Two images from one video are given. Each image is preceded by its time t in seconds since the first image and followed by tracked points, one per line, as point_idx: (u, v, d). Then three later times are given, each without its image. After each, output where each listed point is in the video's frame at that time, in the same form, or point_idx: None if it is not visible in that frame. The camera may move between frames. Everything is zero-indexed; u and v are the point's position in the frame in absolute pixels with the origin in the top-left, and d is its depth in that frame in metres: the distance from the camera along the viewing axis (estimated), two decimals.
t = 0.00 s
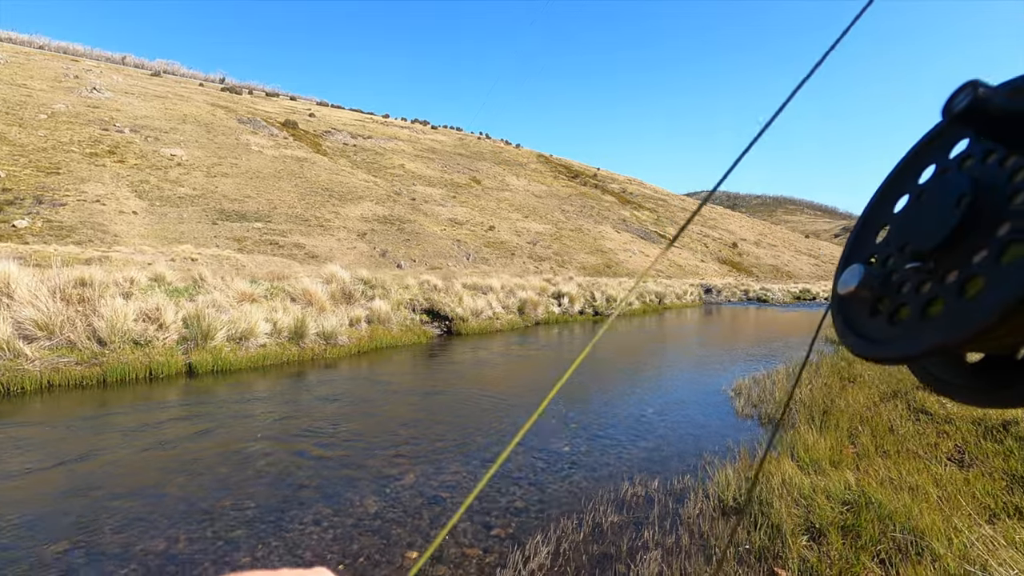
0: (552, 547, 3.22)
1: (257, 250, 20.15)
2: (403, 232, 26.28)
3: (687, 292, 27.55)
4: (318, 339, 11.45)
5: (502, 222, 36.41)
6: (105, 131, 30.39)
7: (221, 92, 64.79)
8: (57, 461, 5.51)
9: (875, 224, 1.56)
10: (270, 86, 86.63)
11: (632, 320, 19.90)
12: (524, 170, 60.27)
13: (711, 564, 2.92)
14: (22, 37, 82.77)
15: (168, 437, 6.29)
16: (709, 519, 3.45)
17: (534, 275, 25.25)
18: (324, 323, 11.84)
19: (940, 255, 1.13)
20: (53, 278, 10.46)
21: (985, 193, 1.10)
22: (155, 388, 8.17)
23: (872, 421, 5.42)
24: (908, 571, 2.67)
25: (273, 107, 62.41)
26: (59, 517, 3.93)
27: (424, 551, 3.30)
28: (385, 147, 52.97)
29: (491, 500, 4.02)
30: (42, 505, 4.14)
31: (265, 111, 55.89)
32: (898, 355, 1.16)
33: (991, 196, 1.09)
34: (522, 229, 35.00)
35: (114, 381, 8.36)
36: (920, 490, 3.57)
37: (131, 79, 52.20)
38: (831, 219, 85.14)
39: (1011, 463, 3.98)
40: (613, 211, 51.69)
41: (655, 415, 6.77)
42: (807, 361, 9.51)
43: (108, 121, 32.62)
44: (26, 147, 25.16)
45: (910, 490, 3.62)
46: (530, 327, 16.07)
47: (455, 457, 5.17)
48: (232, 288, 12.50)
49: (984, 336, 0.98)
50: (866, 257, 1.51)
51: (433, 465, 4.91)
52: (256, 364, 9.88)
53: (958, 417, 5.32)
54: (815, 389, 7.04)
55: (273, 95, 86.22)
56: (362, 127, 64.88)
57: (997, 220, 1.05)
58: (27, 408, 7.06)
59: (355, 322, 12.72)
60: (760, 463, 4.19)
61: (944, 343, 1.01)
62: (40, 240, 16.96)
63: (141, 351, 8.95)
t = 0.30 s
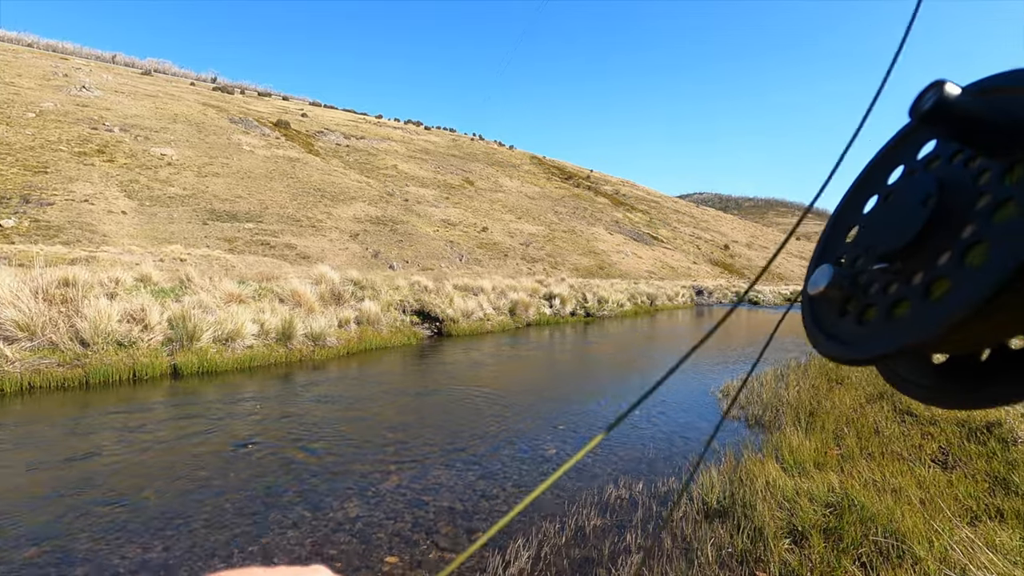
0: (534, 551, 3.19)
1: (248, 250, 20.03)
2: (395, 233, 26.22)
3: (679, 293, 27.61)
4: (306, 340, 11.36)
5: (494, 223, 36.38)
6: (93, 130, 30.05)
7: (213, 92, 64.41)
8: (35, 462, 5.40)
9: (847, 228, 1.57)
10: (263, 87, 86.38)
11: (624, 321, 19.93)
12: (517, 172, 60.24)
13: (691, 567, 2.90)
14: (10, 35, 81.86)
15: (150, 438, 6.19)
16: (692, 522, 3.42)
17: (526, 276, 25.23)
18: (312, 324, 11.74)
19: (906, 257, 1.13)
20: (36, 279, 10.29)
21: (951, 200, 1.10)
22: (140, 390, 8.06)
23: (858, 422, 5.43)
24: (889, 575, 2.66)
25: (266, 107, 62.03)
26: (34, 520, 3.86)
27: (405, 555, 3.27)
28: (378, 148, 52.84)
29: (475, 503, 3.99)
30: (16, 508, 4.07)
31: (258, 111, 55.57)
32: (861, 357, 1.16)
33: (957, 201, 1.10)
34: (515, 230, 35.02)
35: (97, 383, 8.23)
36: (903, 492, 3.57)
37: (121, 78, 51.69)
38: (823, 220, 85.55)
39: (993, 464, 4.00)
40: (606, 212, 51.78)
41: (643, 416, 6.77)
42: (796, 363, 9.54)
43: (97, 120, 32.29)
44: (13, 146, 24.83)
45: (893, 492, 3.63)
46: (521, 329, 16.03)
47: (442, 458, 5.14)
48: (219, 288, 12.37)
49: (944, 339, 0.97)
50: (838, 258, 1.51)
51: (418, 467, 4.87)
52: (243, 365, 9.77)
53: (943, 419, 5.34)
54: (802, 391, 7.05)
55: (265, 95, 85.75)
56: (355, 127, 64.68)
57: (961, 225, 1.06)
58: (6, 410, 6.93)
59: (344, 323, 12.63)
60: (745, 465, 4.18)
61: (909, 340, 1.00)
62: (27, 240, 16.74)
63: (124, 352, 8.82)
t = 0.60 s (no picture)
0: (520, 552, 3.15)
1: (238, 249, 19.85)
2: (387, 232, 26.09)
3: (670, 293, 27.68)
4: (295, 339, 11.25)
5: (487, 223, 36.33)
6: (80, 127, 29.67)
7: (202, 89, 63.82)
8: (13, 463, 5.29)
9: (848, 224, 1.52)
10: (254, 86, 85.78)
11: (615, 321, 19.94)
12: (509, 171, 60.20)
13: (679, 568, 2.88)
14: None
15: (132, 438, 6.09)
16: (680, 523, 3.40)
17: (518, 275, 25.21)
18: (300, 323, 11.62)
19: (904, 254, 1.09)
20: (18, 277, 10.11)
21: (946, 198, 1.06)
22: (124, 390, 7.93)
23: (846, 422, 5.44)
24: (877, 575, 2.65)
25: (256, 105, 61.59)
26: (11, 522, 3.77)
27: (390, 557, 3.22)
28: (370, 147, 52.62)
29: (463, 503, 3.95)
30: None
31: (248, 109, 55.14)
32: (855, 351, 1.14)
33: (951, 202, 1.05)
34: (507, 230, 34.97)
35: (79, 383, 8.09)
36: (890, 492, 3.56)
37: (109, 75, 51.09)
38: (812, 222, 86.03)
39: (980, 463, 4.01)
40: (598, 213, 51.85)
41: (633, 416, 6.74)
42: (785, 362, 9.57)
43: (84, 117, 31.88)
44: None
45: (881, 491, 3.62)
46: (512, 329, 15.98)
47: (431, 459, 5.08)
48: (207, 287, 12.24)
49: (931, 336, 0.95)
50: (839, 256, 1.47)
51: (406, 468, 4.82)
52: (230, 364, 9.66)
53: (930, 418, 5.36)
54: (791, 390, 7.07)
55: (255, 93, 85.10)
56: (346, 126, 64.29)
57: (954, 226, 1.02)
58: None
59: (333, 323, 12.53)
60: (734, 465, 4.16)
61: (898, 339, 0.98)
62: (11, 238, 16.47)
63: (108, 351, 8.68)
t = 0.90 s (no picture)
0: (507, 555, 3.09)
1: (224, 247, 19.60)
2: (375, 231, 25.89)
3: (658, 293, 27.76)
4: (280, 339, 11.09)
5: (476, 223, 36.22)
6: (63, 122, 29.14)
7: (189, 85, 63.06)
8: None
9: (876, 173, 1.32)
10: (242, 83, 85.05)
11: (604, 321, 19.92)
12: (498, 171, 60.09)
13: (668, 570, 2.84)
14: None
15: (111, 439, 5.94)
16: (669, 524, 3.36)
17: (507, 275, 25.14)
18: (286, 322, 11.46)
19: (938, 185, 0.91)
20: None
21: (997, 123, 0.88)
22: (103, 390, 7.73)
23: (833, 421, 5.44)
24: None
25: (243, 102, 60.92)
26: None
27: (374, 561, 3.15)
28: (359, 146, 52.27)
29: (449, 506, 3.88)
30: None
31: (236, 106, 54.54)
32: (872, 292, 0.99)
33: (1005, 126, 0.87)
34: (496, 230, 34.88)
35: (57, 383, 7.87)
36: (879, 491, 3.55)
37: (93, 70, 50.28)
38: (798, 224, 85.90)
39: (966, 463, 4.01)
40: (588, 213, 51.91)
41: (622, 416, 6.69)
42: (773, 362, 9.60)
43: (66, 112, 31.30)
44: None
45: (869, 492, 3.60)
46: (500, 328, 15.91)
47: (417, 460, 4.99)
48: (190, 286, 12.04)
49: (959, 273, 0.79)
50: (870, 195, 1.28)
51: (390, 469, 4.73)
52: (213, 364, 9.49)
53: (916, 417, 5.38)
54: (779, 390, 7.07)
55: (243, 90, 84.28)
56: (335, 125, 63.88)
57: (1003, 152, 0.84)
58: None
59: (320, 322, 12.38)
60: (722, 465, 4.13)
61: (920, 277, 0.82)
62: None
63: (87, 351, 8.48)
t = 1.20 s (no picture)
0: (492, 567, 2.98)
1: (210, 250, 19.31)
2: (363, 234, 25.73)
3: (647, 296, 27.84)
4: (264, 342, 10.90)
5: (465, 225, 36.12)
6: (45, 122, 28.65)
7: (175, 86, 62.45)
8: None
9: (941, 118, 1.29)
10: (230, 85, 84.64)
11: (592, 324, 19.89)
12: (488, 174, 60.13)
13: None
14: None
15: (85, 447, 5.74)
16: (660, 533, 3.27)
17: (496, 278, 25.06)
18: (270, 326, 11.27)
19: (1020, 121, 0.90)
20: None
21: None
22: (79, 396, 7.49)
23: (824, 425, 5.40)
24: None
25: (230, 104, 60.40)
26: None
27: None
28: (347, 148, 52.03)
29: (432, 515, 3.77)
30: None
31: (223, 106, 54.07)
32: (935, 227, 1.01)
33: None
34: (485, 233, 34.81)
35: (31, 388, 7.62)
36: (872, 497, 3.49)
37: (77, 70, 49.57)
38: (785, 228, 85.91)
39: (958, 466, 3.97)
40: (577, 216, 52.04)
41: (610, 421, 6.63)
42: (762, 365, 9.60)
43: (49, 112, 30.80)
44: None
45: (863, 497, 3.54)
46: (489, 331, 15.80)
47: (401, 468, 4.86)
48: (172, 288, 11.81)
49: None
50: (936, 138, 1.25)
51: (373, 477, 4.60)
52: (194, 369, 9.28)
53: (906, 420, 5.34)
54: (768, 393, 7.05)
55: (230, 92, 83.63)
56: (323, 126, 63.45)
57: None
58: None
59: (305, 325, 12.21)
60: (714, 471, 4.06)
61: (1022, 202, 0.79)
62: None
63: (63, 355, 8.23)
